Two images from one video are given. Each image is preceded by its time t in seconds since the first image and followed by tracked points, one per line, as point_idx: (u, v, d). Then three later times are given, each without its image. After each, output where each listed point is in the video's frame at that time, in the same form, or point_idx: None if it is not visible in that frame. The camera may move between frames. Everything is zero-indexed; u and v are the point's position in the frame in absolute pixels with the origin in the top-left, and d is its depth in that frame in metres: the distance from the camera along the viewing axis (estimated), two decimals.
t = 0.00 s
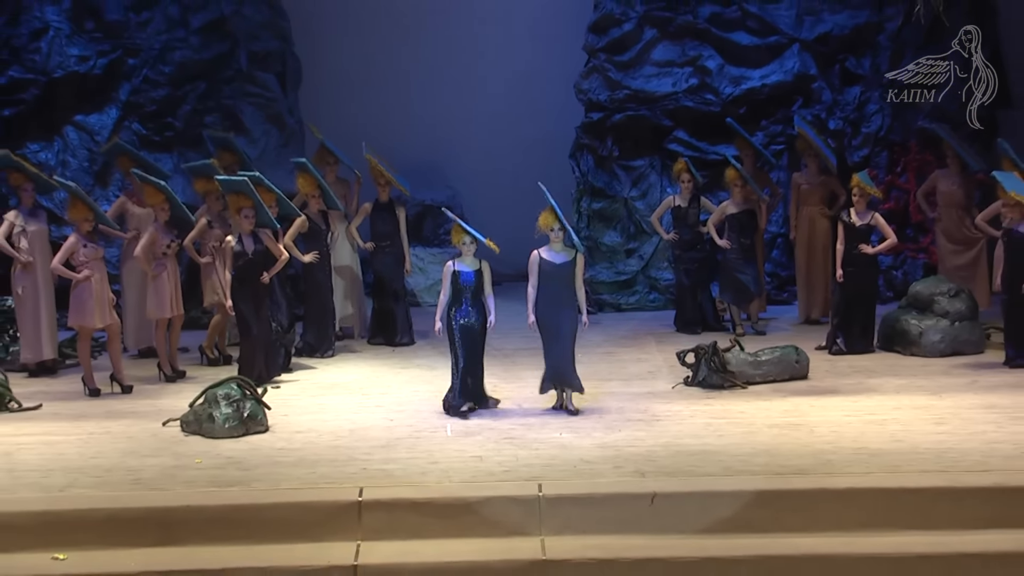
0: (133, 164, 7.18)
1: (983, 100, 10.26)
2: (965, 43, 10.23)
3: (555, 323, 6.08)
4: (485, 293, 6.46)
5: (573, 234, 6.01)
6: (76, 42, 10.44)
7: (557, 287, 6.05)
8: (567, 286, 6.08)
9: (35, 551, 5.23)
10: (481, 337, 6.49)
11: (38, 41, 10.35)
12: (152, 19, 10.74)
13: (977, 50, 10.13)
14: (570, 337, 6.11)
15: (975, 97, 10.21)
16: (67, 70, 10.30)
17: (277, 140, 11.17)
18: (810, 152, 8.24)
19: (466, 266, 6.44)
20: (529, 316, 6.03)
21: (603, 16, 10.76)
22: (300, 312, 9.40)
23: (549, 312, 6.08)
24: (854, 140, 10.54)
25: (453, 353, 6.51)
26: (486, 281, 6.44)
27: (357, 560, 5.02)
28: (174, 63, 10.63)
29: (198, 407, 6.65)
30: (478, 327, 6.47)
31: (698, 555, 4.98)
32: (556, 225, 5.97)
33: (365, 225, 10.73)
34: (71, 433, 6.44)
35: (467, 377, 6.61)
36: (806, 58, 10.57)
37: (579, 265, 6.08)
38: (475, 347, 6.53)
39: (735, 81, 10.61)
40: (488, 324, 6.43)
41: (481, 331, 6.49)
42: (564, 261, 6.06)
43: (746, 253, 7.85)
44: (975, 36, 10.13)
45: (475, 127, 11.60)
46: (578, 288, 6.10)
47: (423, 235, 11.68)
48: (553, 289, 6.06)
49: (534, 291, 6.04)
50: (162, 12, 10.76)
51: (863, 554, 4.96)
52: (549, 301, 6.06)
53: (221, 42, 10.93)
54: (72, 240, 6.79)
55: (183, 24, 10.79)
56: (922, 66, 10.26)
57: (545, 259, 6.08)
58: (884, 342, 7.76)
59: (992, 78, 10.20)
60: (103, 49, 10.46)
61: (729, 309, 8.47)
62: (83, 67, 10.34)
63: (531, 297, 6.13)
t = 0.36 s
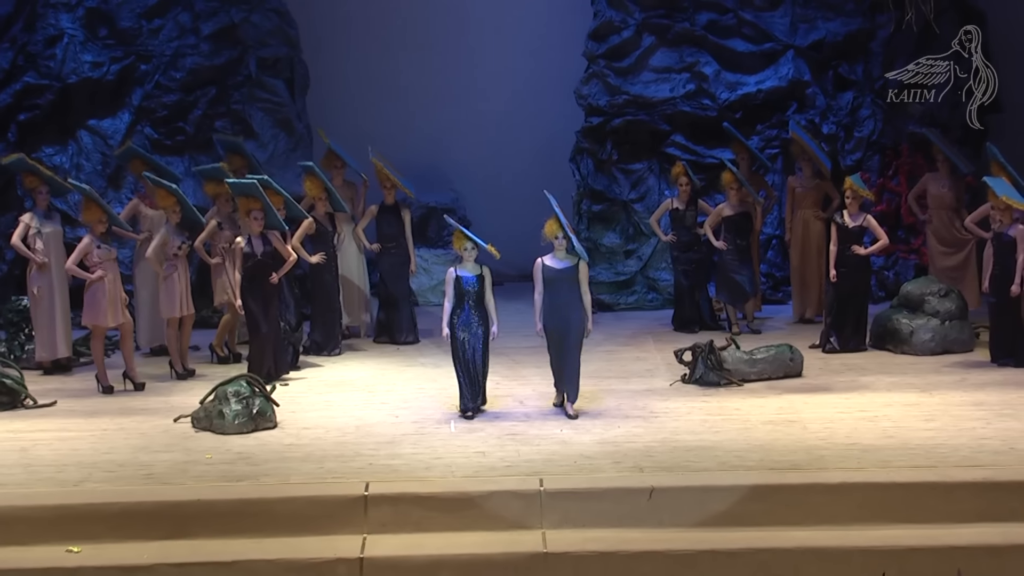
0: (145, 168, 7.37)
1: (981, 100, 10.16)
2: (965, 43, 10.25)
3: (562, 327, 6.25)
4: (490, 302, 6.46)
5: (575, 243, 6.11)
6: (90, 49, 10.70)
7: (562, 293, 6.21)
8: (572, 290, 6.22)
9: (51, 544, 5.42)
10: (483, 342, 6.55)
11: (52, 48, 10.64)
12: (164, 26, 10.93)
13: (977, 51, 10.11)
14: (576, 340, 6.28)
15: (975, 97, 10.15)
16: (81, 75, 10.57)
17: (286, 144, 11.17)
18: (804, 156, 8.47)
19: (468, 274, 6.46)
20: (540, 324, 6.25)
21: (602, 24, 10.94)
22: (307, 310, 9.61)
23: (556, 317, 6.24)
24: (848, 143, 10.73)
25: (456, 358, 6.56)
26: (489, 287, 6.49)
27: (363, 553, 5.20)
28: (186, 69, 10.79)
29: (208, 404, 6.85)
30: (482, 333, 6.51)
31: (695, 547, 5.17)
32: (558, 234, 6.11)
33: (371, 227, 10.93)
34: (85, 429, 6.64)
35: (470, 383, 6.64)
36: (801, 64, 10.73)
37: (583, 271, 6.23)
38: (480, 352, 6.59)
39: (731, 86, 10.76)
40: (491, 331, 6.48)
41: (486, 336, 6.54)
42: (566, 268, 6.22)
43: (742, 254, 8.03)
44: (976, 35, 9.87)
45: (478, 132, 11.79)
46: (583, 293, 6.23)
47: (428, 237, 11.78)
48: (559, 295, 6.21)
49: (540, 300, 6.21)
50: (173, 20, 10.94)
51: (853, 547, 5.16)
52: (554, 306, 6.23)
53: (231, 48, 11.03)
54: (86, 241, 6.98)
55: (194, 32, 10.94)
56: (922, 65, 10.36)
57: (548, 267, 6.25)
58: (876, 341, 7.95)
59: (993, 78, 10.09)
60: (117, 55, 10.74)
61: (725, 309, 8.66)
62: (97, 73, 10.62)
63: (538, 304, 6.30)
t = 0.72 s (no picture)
0: (148, 168, 7.36)
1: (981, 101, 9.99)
2: (965, 43, 10.22)
3: (568, 328, 6.28)
4: (491, 303, 6.45)
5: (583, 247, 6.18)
6: (92, 49, 10.72)
7: (567, 295, 6.24)
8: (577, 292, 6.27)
9: (54, 542, 5.44)
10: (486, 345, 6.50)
11: (55, 48, 10.64)
12: (166, 27, 10.97)
13: (978, 49, 9.98)
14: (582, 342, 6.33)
15: (975, 97, 9.97)
16: (83, 75, 10.57)
17: (287, 144, 11.17)
18: (803, 156, 8.48)
19: (471, 278, 6.42)
20: (541, 326, 6.24)
21: (603, 24, 10.96)
22: (309, 309, 9.64)
23: (563, 319, 6.27)
24: (848, 143, 10.74)
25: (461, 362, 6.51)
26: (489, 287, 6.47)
27: (365, 551, 5.24)
28: (188, 69, 10.82)
29: (210, 403, 6.89)
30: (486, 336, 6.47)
31: (695, 546, 5.20)
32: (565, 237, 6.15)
33: (373, 226, 10.96)
34: (88, 428, 6.67)
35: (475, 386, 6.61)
36: (801, 65, 10.77)
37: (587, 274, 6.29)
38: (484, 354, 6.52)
39: (731, 86, 10.80)
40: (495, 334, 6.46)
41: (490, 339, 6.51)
42: (572, 270, 6.23)
43: (742, 254, 8.05)
44: (977, 37, 9.66)
45: (479, 132, 11.81)
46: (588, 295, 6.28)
47: (430, 236, 11.81)
48: (564, 296, 6.25)
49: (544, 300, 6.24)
50: (175, 20, 10.98)
51: (851, 545, 5.19)
52: (561, 308, 6.25)
53: (233, 48, 11.07)
54: (89, 241, 7.02)
55: (196, 32, 10.97)
56: (921, 65, 10.28)
57: (555, 269, 6.27)
58: (876, 340, 7.97)
59: (992, 78, 9.95)
60: (119, 55, 10.76)
61: (725, 309, 8.68)
62: (99, 73, 10.63)
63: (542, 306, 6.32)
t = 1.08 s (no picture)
0: (150, 166, 7.34)
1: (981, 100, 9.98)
2: (965, 42, 10.20)
3: (570, 330, 6.25)
4: (494, 306, 6.45)
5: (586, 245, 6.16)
6: (94, 48, 10.73)
7: (567, 295, 6.19)
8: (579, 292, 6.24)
9: (56, 541, 5.44)
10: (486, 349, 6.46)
11: (57, 47, 10.65)
12: (168, 25, 10.97)
13: (978, 49, 9.83)
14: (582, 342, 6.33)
15: (975, 97, 9.91)
16: (85, 74, 10.58)
17: (289, 142, 11.23)
18: (806, 156, 8.43)
19: (474, 281, 6.40)
20: (546, 326, 6.19)
21: (605, 23, 10.96)
22: (310, 309, 9.63)
23: (566, 321, 6.22)
24: (849, 143, 10.75)
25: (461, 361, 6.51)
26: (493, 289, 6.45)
27: (366, 550, 5.24)
28: (189, 68, 10.80)
29: (211, 402, 6.90)
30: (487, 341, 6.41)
31: (695, 545, 5.20)
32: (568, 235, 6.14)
33: (375, 226, 10.96)
34: (89, 427, 6.67)
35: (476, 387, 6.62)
36: (803, 64, 10.77)
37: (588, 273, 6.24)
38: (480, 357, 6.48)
39: (733, 85, 10.81)
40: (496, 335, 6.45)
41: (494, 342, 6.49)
42: (575, 271, 6.19)
43: (744, 253, 8.04)
44: (976, 37, 9.77)
45: (480, 131, 11.81)
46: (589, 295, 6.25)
47: (431, 234, 11.82)
48: (566, 297, 6.19)
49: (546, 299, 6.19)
50: (177, 19, 10.96)
51: (852, 545, 5.19)
52: (562, 309, 6.21)
53: (234, 47, 11.08)
54: (90, 240, 7.02)
55: (198, 31, 10.96)
56: (921, 66, 10.09)
57: (556, 268, 6.21)
58: (877, 339, 7.97)
59: (992, 78, 9.94)
60: (121, 54, 10.76)
61: (727, 308, 8.67)
62: (101, 72, 10.62)
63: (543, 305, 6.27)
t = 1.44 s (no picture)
0: (147, 166, 7.25)
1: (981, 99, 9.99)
2: (965, 42, 10.16)
3: (574, 331, 6.17)
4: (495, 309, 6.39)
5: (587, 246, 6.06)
6: (91, 46, 10.69)
7: (571, 297, 6.14)
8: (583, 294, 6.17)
9: (53, 543, 5.40)
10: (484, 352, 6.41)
11: (53, 45, 10.63)
12: (165, 23, 10.88)
13: (978, 50, 9.95)
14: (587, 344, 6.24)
15: (975, 97, 9.98)
16: (82, 72, 10.54)
17: (287, 142, 11.07)
18: (809, 154, 8.36)
19: (475, 285, 6.34)
20: (547, 326, 6.12)
21: (606, 20, 10.92)
22: (309, 309, 9.58)
23: (570, 323, 6.15)
24: (851, 142, 10.67)
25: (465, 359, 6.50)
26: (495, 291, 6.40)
27: (366, 551, 5.19)
28: (188, 66, 10.65)
29: (209, 402, 6.87)
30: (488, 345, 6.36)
31: (696, 547, 5.15)
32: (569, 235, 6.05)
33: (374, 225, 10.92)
34: (87, 427, 6.63)
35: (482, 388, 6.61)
36: (804, 62, 10.68)
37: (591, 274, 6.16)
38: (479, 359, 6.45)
39: (735, 84, 10.76)
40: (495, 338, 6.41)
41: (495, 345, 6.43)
42: (578, 272, 6.11)
43: (745, 253, 7.98)
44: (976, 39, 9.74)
45: (480, 130, 11.77)
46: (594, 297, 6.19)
47: (430, 234, 11.66)
48: (569, 299, 6.14)
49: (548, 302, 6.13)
50: (174, 17, 10.87)
51: (854, 546, 5.14)
52: (566, 312, 6.14)
53: (232, 45, 10.89)
54: (88, 239, 6.98)
55: (195, 29, 10.79)
56: (922, 66, 10.12)
57: (559, 270, 6.15)
58: (879, 339, 7.92)
59: (992, 78, 9.99)
60: (118, 52, 10.71)
61: (728, 307, 8.60)
62: (98, 70, 10.58)
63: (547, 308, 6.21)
